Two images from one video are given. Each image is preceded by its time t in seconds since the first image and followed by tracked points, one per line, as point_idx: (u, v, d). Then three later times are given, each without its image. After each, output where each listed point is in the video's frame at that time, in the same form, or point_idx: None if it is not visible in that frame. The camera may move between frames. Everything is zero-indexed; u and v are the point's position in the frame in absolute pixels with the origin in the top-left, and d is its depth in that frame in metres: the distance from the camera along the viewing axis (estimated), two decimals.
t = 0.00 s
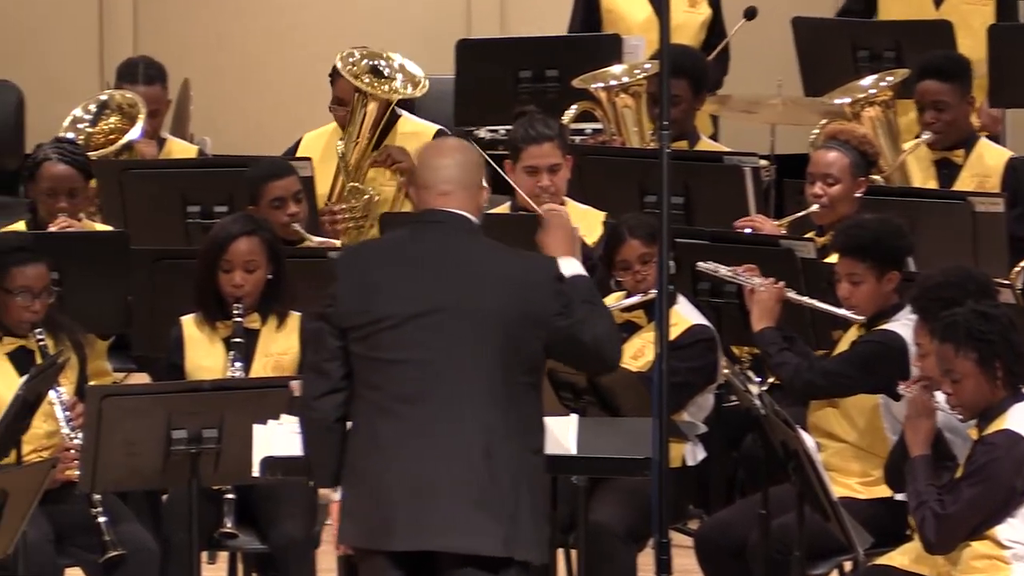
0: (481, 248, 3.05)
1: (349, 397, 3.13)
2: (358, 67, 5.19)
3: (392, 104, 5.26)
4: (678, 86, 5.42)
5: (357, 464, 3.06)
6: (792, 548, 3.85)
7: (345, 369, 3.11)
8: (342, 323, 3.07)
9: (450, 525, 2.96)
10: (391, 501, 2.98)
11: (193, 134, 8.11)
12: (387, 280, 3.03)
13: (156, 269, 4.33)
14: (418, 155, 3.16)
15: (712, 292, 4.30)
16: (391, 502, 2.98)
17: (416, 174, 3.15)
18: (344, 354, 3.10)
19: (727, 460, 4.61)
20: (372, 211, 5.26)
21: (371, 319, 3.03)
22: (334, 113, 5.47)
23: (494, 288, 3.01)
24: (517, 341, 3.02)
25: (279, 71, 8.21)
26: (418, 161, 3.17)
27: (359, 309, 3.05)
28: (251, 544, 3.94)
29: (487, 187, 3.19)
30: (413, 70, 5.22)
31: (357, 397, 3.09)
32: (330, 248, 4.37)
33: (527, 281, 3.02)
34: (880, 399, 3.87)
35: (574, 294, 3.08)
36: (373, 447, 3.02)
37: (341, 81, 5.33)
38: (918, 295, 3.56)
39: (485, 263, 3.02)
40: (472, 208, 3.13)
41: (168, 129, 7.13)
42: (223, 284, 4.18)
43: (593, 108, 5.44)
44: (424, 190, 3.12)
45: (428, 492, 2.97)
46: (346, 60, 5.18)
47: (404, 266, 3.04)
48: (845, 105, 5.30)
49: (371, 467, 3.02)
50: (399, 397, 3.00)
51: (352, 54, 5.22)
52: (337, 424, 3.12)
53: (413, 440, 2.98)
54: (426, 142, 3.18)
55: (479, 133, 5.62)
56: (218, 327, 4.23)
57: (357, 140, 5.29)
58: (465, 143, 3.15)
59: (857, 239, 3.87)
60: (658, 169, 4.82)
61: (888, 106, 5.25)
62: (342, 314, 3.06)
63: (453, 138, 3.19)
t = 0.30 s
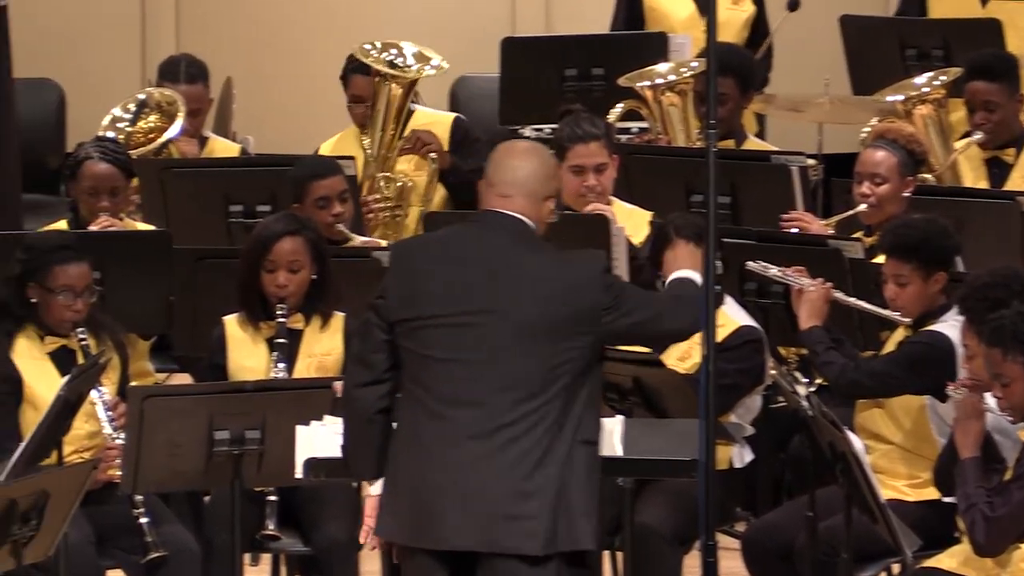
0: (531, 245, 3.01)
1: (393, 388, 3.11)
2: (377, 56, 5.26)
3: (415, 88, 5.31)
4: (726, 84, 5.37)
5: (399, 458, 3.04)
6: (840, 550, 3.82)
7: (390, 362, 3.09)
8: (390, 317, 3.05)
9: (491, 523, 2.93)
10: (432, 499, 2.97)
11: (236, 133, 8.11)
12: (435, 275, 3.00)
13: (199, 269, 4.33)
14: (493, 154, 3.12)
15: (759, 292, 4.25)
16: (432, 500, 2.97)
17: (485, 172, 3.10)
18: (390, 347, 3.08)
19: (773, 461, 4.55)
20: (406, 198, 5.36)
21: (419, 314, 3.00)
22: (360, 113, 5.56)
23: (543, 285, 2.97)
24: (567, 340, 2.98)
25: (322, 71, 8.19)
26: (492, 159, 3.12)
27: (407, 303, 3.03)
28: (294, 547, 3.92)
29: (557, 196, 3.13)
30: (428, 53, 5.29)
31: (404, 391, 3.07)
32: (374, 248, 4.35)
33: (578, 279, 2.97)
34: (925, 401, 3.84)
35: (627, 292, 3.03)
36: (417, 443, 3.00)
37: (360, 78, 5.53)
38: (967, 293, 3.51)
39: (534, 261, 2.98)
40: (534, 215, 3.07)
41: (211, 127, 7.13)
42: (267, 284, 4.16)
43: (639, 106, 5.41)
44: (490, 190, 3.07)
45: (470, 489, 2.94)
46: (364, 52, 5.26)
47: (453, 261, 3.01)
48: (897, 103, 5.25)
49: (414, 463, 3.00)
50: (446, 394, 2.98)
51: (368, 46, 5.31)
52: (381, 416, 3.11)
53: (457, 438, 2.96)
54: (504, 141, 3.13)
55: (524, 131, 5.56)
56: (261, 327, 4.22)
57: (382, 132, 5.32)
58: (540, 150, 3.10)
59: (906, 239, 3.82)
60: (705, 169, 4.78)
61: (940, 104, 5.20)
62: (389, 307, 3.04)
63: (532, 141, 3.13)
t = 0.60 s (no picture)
0: (580, 248, 2.97)
1: (444, 395, 3.08)
2: (423, 49, 5.25)
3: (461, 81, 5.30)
4: (778, 83, 5.31)
5: (448, 463, 3.01)
6: (892, 553, 3.78)
7: (440, 367, 3.06)
8: (437, 321, 3.02)
9: (537, 532, 2.89)
10: (481, 505, 2.93)
11: (285, 132, 8.09)
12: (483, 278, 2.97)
13: (247, 268, 4.32)
14: (540, 155, 3.09)
15: (812, 293, 4.19)
16: (481, 506, 2.93)
17: (533, 173, 3.07)
18: (439, 352, 3.05)
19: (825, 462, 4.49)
20: (452, 193, 5.38)
21: (466, 317, 2.98)
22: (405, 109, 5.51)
23: (593, 289, 2.93)
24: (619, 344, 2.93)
25: (369, 71, 8.18)
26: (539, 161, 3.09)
27: (454, 307, 3.00)
28: (343, 549, 3.89)
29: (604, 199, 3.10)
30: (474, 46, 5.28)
31: (453, 395, 3.04)
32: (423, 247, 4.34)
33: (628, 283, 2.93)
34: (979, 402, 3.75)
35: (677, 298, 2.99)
36: (466, 448, 2.97)
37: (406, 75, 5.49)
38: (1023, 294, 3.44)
39: (583, 264, 2.94)
40: (584, 216, 3.04)
41: (257, 127, 7.14)
42: (316, 284, 4.14)
43: (690, 105, 5.36)
44: (538, 190, 3.04)
45: (517, 497, 2.91)
46: (411, 45, 5.25)
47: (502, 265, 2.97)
48: (952, 102, 5.18)
49: (463, 469, 2.97)
50: (494, 399, 2.95)
51: (415, 39, 5.30)
52: (435, 422, 3.07)
53: (506, 443, 2.92)
54: (551, 142, 3.10)
55: (575, 130, 5.53)
56: (310, 328, 4.20)
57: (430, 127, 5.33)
58: (590, 150, 3.07)
59: (959, 239, 3.76)
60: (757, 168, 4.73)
61: (995, 104, 5.14)
62: (436, 310, 3.02)
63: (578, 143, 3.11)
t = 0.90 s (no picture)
0: (632, 247, 2.94)
1: (498, 402, 3.03)
2: (484, 48, 5.23)
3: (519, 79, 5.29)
4: (833, 81, 5.25)
5: (502, 467, 2.97)
6: (947, 556, 3.71)
7: (492, 374, 3.01)
8: (489, 327, 2.97)
9: (600, 534, 2.87)
10: (541, 510, 2.89)
11: (336, 131, 8.09)
12: (535, 280, 2.93)
13: (297, 267, 4.27)
14: (568, 156, 3.04)
15: (867, 293, 4.15)
16: (541, 511, 2.89)
17: (565, 175, 3.03)
18: (491, 358, 3.00)
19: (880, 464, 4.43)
20: (510, 190, 5.35)
21: (519, 321, 2.93)
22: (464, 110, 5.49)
23: (649, 289, 2.89)
24: (673, 343, 2.91)
25: (419, 72, 8.17)
26: (567, 161, 3.04)
27: (506, 311, 2.95)
28: (393, 551, 3.88)
29: (641, 183, 3.06)
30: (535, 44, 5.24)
31: (504, 399, 2.99)
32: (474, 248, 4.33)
33: (683, 282, 2.90)
34: None
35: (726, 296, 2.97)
36: (522, 452, 2.93)
37: (463, 74, 5.46)
38: None
39: (638, 264, 2.91)
40: (624, 208, 3.00)
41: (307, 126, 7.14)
42: (366, 282, 4.12)
43: (744, 104, 5.31)
44: (575, 191, 3.00)
45: (579, 500, 2.87)
46: (472, 43, 5.24)
47: (555, 265, 2.93)
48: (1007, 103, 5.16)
49: (520, 473, 2.92)
50: (550, 402, 2.90)
51: (476, 37, 5.28)
52: (490, 430, 3.02)
53: (565, 446, 2.89)
54: (576, 139, 3.05)
55: (629, 130, 5.53)
56: (361, 327, 4.18)
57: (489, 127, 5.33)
58: (618, 142, 3.02)
59: (1015, 238, 3.69)
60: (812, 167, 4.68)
61: None
62: (488, 315, 2.96)
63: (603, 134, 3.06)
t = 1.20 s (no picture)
0: (676, 248, 2.90)
1: (538, 408, 3.00)
2: (536, 47, 5.18)
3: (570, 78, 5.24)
4: (880, 80, 5.19)
5: (547, 471, 2.93)
6: (996, 558, 3.66)
7: (534, 380, 2.98)
8: (530, 332, 2.93)
9: (651, 537, 2.83)
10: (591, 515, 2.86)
11: (379, 131, 8.08)
12: (579, 283, 2.89)
13: (340, 268, 4.28)
14: (603, 159, 3.02)
15: (914, 294, 4.10)
16: (591, 516, 2.86)
17: (601, 177, 3.00)
18: (533, 364, 2.96)
19: (926, 466, 4.38)
20: (564, 188, 5.31)
21: (563, 325, 2.89)
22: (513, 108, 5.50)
23: (695, 289, 2.86)
24: (718, 344, 2.88)
25: (463, 73, 8.16)
26: (603, 164, 3.02)
27: (549, 315, 2.91)
28: (436, 553, 3.85)
29: (677, 186, 3.04)
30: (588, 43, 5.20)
31: (547, 405, 2.96)
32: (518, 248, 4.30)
33: (728, 282, 2.88)
34: None
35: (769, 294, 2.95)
36: (568, 457, 2.89)
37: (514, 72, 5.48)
38: None
39: (682, 265, 2.88)
40: (662, 208, 2.97)
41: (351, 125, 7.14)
42: (409, 282, 4.09)
43: (792, 104, 5.26)
44: (613, 192, 2.97)
45: (629, 503, 2.84)
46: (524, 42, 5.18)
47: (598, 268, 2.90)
48: None
49: (567, 478, 2.89)
50: (596, 405, 2.87)
51: (528, 36, 5.24)
52: (529, 437, 3.01)
53: (613, 449, 2.85)
54: (611, 143, 3.03)
55: (676, 129, 5.45)
56: (404, 328, 4.17)
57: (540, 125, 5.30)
58: (655, 144, 3.00)
59: None
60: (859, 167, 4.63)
61: None
62: (530, 320, 2.92)
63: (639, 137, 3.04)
